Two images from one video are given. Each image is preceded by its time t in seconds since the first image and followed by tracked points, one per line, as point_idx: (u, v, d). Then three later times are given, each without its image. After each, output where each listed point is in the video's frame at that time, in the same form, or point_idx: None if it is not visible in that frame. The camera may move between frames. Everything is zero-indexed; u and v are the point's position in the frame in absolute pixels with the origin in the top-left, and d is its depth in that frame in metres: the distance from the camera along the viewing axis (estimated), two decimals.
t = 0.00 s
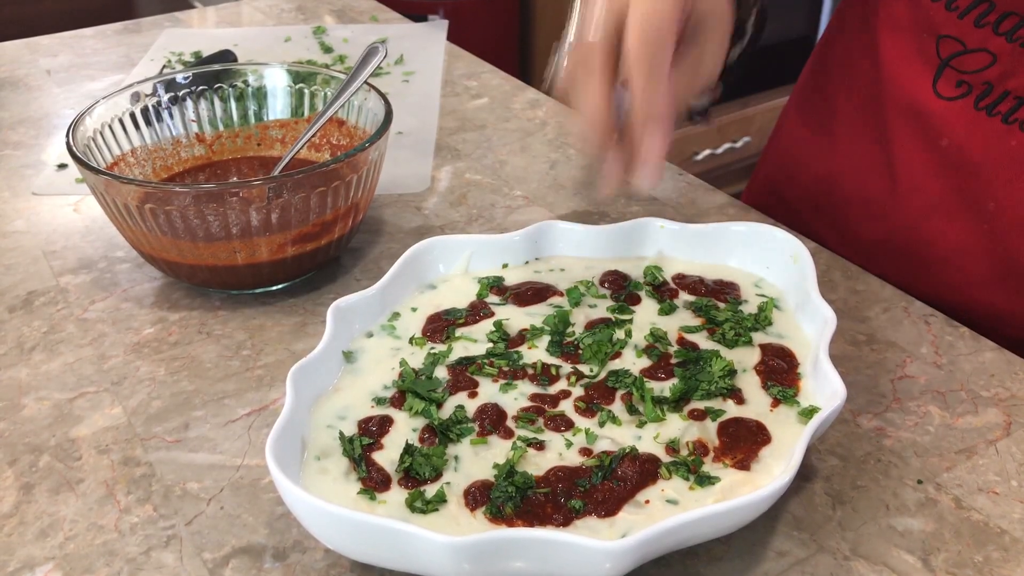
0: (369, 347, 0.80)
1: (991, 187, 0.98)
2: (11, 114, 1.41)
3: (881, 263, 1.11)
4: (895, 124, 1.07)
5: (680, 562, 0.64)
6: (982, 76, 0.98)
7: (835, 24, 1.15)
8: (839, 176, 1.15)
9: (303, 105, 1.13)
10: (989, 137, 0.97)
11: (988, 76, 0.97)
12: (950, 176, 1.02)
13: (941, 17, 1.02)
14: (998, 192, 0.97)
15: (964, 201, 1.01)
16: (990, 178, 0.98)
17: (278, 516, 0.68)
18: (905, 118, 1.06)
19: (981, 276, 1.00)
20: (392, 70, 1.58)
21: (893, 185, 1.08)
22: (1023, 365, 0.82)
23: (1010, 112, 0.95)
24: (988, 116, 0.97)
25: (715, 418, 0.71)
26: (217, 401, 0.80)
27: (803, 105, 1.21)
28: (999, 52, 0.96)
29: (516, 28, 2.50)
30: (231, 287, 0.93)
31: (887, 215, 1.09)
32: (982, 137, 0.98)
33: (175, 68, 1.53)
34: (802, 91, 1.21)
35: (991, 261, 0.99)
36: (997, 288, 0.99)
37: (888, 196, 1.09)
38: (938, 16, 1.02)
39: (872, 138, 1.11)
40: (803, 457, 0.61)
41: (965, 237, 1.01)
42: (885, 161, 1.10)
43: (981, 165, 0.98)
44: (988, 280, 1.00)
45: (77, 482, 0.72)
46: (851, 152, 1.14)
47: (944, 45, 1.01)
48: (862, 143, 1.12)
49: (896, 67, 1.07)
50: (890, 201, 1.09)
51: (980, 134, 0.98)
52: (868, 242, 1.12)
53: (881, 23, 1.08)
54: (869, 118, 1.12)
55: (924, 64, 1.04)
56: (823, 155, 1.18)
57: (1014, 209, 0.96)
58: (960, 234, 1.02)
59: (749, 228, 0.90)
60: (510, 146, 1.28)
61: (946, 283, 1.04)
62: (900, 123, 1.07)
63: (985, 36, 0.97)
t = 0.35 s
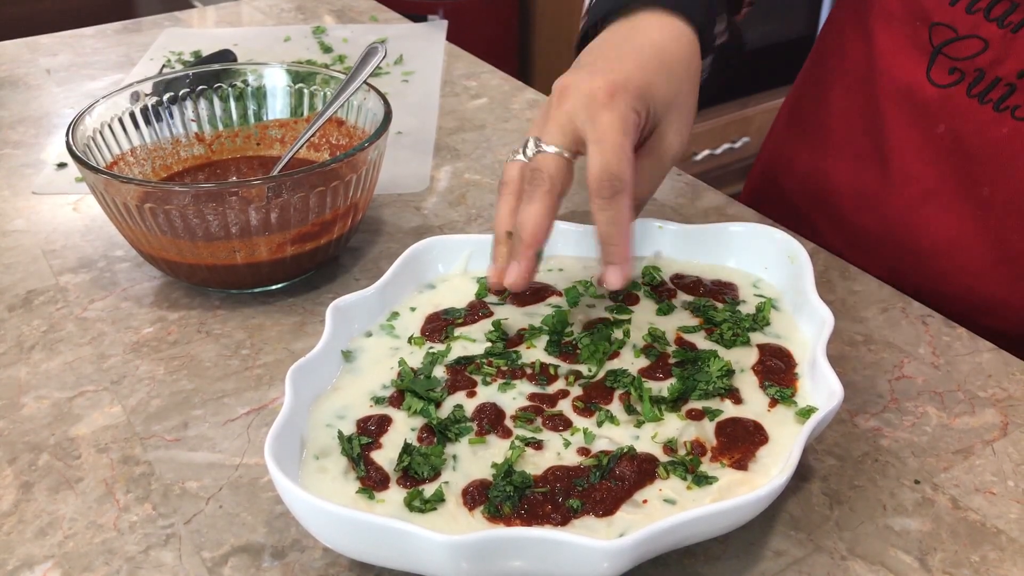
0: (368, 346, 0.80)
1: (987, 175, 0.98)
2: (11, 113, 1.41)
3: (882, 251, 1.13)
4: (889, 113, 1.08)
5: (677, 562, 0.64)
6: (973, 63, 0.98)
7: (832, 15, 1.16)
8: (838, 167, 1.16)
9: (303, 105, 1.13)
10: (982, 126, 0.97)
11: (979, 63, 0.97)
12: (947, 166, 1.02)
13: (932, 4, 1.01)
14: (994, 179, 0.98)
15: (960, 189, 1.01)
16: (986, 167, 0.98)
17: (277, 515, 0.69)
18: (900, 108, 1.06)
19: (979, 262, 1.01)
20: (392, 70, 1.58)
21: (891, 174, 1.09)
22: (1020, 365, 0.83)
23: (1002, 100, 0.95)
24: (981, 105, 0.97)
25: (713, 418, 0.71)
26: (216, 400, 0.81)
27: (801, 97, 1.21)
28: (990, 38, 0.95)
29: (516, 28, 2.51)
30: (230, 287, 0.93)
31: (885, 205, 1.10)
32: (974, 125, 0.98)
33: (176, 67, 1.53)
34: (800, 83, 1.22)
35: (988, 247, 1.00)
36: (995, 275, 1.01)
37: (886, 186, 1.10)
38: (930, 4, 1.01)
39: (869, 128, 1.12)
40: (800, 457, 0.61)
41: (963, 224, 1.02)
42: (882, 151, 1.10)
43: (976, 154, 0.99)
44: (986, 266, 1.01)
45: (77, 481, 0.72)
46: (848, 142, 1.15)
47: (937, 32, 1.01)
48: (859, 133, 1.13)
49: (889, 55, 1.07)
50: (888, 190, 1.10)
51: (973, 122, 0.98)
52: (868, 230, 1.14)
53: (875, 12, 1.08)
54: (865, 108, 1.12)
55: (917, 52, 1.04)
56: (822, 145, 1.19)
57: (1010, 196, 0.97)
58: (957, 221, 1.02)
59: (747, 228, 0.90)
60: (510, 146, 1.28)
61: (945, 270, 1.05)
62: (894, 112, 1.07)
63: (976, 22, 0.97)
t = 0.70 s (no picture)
0: (369, 346, 0.80)
1: (972, 176, 1.00)
2: (12, 114, 1.41)
3: (869, 252, 1.14)
4: (878, 114, 1.09)
5: (677, 561, 0.65)
6: (961, 67, 1.00)
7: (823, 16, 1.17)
8: (828, 168, 1.17)
9: (304, 106, 1.13)
10: (968, 129, 0.99)
11: (967, 68, 0.99)
12: (931, 167, 1.03)
13: (922, 10, 1.03)
14: (979, 181, 0.99)
15: (946, 191, 1.02)
16: (971, 168, 1.00)
17: (278, 514, 0.69)
18: (888, 110, 1.08)
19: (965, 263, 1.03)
20: (393, 71, 1.59)
21: (878, 175, 1.10)
22: (1019, 365, 0.83)
23: (988, 104, 0.97)
24: (966, 107, 0.99)
25: (713, 418, 0.71)
26: (217, 400, 0.81)
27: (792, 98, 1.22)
28: (977, 43, 0.98)
29: (516, 29, 2.51)
30: (232, 287, 0.93)
31: (874, 205, 1.11)
32: (961, 127, 0.99)
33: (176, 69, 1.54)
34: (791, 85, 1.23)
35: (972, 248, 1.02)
36: (980, 278, 1.02)
37: (874, 187, 1.11)
38: (919, 9, 1.04)
39: (858, 130, 1.13)
40: (799, 456, 0.61)
41: (949, 226, 1.03)
42: (870, 151, 1.11)
43: (961, 156, 1.00)
44: (973, 268, 1.02)
45: (79, 480, 0.72)
46: (837, 143, 1.16)
47: (926, 36, 1.03)
48: (848, 136, 1.14)
49: (879, 58, 1.08)
50: (876, 191, 1.11)
51: (959, 125, 1.00)
52: (856, 232, 1.15)
53: (866, 16, 1.10)
54: (854, 109, 1.13)
55: (906, 55, 1.06)
56: (812, 146, 1.19)
57: (994, 198, 0.98)
58: (943, 223, 1.04)
59: (747, 228, 0.90)
60: (510, 147, 1.28)
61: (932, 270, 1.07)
62: (883, 113, 1.08)
63: (963, 28, 0.99)
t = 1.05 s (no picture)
0: (372, 349, 0.80)
1: (969, 174, 1.02)
2: (14, 117, 1.41)
3: (863, 251, 1.15)
4: (874, 113, 1.11)
5: (681, 563, 0.65)
6: (957, 66, 1.03)
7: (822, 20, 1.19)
8: (824, 167, 1.18)
9: (306, 108, 1.13)
10: (964, 125, 1.01)
11: (963, 67, 1.02)
12: (926, 164, 1.05)
13: (920, 10, 1.06)
14: (975, 179, 1.01)
15: (942, 188, 1.04)
16: (965, 165, 1.02)
17: (282, 517, 0.69)
18: (884, 108, 1.10)
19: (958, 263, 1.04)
20: (394, 73, 1.59)
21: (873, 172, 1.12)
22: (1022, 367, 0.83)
23: (984, 101, 1.00)
24: (962, 105, 1.02)
25: (717, 420, 0.71)
26: (221, 403, 0.81)
27: (788, 99, 1.24)
28: (973, 43, 1.01)
29: (517, 31, 2.51)
30: (235, 290, 0.93)
31: (870, 203, 1.12)
32: (956, 122, 1.02)
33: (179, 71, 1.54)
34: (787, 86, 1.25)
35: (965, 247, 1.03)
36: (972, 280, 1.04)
37: (869, 185, 1.12)
38: (918, 9, 1.07)
39: (854, 128, 1.15)
40: (803, 458, 0.61)
41: (944, 224, 1.04)
42: (865, 150, 1.13)
43: (956, 152, 1.02)
44: (967, 267, 1.04)
45: (83, 483, 0.72)
46: (833, 142, 1.17)
47: (923, 37, 1.06)
48: (844, 135, 1.16)
49: (877, 57, 1.11)
50: (872, 188, 1.12)
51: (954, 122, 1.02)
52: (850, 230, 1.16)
53: (864, 17, 1.12)
54: (850, 108, 1.15)
55: (902, 54, 1.08)
56: (808, 145, 1.21)
57: (989, 194, 1.00)
58: (938, 220, 1.05)
59: (750, 230, 0.90)
60: (512, 149, 1.28)
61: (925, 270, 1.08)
62: (878, 111, 1.10)
63: (960, 27, 1.03)
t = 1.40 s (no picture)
0: (372, 349, 0.80)
1: (935, 162, 1.04)
2: (15, 118, 1.41)
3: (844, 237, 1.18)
4: (846, 103, 1.13)
5: (681, 563, 0.65)
6: (921, 55, 1.04)
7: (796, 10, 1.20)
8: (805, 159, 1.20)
9: (306, 109, 1.13)
10: (929, 114, 1.03)
11: (925, 55, 1.03)
12: (896, 153, 1.08)
13: None
14: (940, 169, 1.04)
15: (910, 177, 1.07)
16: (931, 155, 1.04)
17: (282, 517, 0.69)
18: (854, 98, 1.12)
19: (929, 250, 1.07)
20: (394, 73, 1.59)
21: (847, 162, 1.14)
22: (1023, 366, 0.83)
23: (946, 91, 1.01)
24: (926, 95, 1.03)
25: (717, 420, 0.71)
26: (221, 403, 0.81)
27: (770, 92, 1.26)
28: (934, 32, 1.02)
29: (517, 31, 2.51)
30: (235, 290, 0.93)
31: (845, 192, 1.15)
32: (922, 112, 1.04)
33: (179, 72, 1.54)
34: (765, 82, 1.28)
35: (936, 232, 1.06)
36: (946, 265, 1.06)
37: (848, 174, 1.14)
38: None
39: (828, 119, 1.17)
40: (804, 458, 0.61)
41: (914, 211, 1.07)
42: (839, 139, 1.15)
43: (922, 142, 1.05)
44: (932, 258, 1.07)
45: (83, 483, 0.72)
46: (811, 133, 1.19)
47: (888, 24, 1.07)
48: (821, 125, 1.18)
49: (846, 46, 1.12)
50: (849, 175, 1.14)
51: (919, 112, 1.04)
52: (827, 222, 1.19)
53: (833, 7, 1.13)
54: (824, 98, 1.17)
55: (869, 44, 1.10)
56: (789, 136, 1.23)
57: (953, 185, 1.03)
58: (910, 208, 1.08)
59: (751, 229, 0.90)
60: (512, 149, 1.28)
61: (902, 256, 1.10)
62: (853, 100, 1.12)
63: (922, 17, 1.03)
